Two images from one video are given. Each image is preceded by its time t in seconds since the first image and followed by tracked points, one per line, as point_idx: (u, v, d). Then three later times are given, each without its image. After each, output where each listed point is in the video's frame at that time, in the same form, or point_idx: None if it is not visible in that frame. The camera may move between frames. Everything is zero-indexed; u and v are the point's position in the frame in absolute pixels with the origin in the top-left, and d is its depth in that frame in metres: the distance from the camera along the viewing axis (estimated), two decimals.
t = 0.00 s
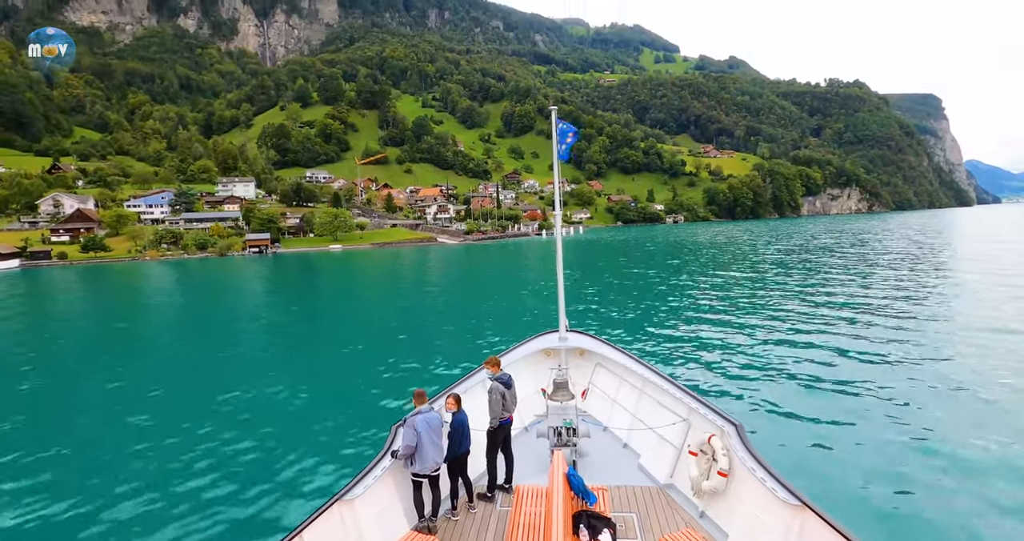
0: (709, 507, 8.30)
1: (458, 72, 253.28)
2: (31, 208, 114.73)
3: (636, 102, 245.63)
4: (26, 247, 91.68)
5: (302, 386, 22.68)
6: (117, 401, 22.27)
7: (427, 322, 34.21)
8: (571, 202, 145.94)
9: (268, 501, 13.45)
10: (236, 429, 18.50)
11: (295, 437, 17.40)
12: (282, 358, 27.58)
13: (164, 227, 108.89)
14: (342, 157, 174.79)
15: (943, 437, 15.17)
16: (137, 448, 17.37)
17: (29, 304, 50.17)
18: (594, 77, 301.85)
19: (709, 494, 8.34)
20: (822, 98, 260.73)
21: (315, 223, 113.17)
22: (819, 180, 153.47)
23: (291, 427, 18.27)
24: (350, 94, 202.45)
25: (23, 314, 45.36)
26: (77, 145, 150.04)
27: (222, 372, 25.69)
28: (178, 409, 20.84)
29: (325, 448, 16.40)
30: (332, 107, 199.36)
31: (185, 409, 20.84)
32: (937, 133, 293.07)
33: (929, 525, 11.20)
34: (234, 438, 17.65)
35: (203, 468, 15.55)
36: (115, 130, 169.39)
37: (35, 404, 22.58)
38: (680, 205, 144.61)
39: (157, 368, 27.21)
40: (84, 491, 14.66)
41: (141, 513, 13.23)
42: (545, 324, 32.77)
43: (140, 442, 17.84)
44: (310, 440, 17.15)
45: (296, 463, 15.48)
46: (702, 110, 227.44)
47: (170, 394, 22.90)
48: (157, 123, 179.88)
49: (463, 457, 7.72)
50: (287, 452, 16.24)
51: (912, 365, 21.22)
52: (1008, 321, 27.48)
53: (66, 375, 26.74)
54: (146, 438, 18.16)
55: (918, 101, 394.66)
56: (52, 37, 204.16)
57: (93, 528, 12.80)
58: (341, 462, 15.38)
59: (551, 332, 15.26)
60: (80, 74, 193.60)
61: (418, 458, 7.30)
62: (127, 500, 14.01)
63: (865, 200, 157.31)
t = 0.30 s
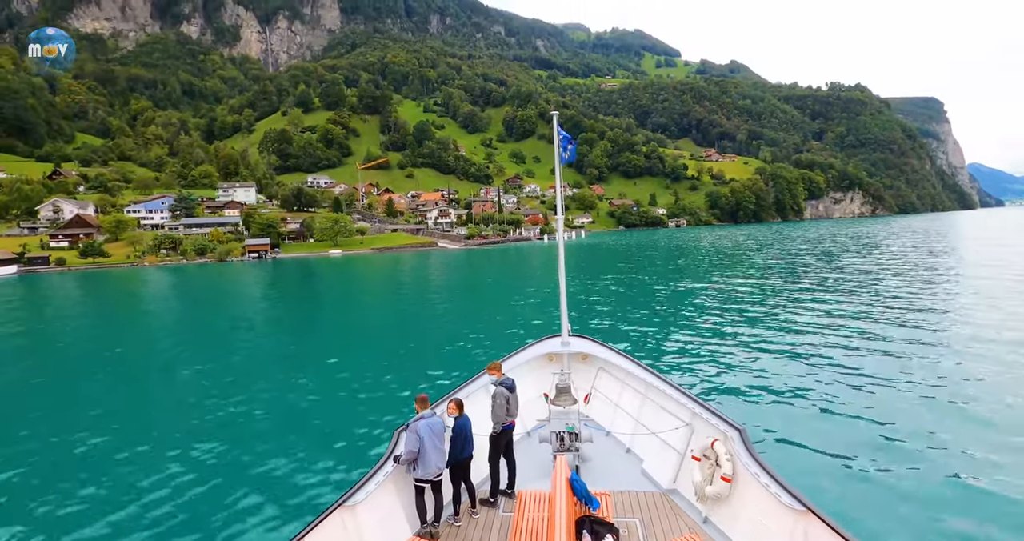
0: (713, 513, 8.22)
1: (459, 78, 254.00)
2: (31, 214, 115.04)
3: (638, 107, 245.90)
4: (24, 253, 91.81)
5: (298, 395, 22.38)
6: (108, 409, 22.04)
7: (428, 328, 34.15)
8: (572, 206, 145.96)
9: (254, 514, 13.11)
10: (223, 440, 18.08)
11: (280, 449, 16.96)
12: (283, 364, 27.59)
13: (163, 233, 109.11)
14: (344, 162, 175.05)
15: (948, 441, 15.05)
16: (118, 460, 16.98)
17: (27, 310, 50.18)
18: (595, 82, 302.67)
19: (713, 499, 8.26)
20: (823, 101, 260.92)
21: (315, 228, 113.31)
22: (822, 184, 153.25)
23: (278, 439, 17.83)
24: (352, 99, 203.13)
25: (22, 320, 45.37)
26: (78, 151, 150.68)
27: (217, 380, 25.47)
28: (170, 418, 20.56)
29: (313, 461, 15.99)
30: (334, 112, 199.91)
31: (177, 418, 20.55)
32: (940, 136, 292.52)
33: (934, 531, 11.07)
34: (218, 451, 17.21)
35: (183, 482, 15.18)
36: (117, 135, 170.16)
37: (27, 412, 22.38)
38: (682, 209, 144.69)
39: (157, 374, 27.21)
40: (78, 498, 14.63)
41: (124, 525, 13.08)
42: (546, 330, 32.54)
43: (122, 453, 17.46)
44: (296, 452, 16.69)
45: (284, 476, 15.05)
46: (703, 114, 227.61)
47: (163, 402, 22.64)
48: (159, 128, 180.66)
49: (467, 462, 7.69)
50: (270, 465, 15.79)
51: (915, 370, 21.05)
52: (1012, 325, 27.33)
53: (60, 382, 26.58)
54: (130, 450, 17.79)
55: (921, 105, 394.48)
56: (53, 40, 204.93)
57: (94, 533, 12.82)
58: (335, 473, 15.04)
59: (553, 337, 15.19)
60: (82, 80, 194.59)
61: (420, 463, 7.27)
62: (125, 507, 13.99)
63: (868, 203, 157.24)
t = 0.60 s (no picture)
0: (717, 518, 8.17)
1: (462, 82, 254.78)
2: (32, 219, 115.41)
3: (640, 111, 246.00)
4: (23, 258, 92.01)
5: (287, 405, 21.87)
6: (92, 421, 21.58)
7: (431, 333, 34.10)
8: (575, 210, 145.82)
9: (238, 529, 12.79)
10: (204, 454, 17.51)
11: (264, 463, 16.50)
12: (284, 369, 27.59)
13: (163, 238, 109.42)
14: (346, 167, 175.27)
15: (952, 445, 14.97)
16: (93, 475, 16.43)
17: (27, 316, 50.32)
18: (597, 86, 302.90)
19: (717, 504, 8.21)
20: (826, 105, 260.97)
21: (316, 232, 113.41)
22: (826, 187, 152.83)
23: (263, 452, 17.35)
24: (354, 104, 203.74)
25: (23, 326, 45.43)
26: (82, 156, 151.45)
27: (219, 385, 25.44)
28: (151, 431, 19.98)
29: (309, 469, 15.83)
30: (336, 116, 200.44)
31: (157, 431, 19.96)
32: (944, 140, 292.01)
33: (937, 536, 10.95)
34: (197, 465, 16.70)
35: (177, 491, 15.04)
36: (120, 140, 170.97)
37: (27, 419, 22.36)
38: (685, 213, 144.55)
39: (158, 379, 27.28)
40: (78, 505, 14.60)
41: (124, 532, 13.02)
42: (547, 336, 31.86)
43: (96, 469, 16.89)
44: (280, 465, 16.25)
45: (262, 493, 14.51)
46: (706, 118, 227.74)
47: (147, 414, 22.10)
48: (162, 133, 181.50)
49: (469, 467, 7.66)
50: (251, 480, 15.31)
51: (920, 374, 21.00)
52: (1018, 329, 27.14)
53: (54, 390, 26.38)
54: (104, 465, 17.17)
55: (924, 109, 394.12)
56: (54, 40, 204.25)
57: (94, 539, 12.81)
58: (317, 491, 14.37)
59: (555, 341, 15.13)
60: (86, 86, 195.73)
61: (424, 467, 7.23)
62: (127, 513, 13.97)
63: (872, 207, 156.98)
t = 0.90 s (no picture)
0: (721, 524, 8.08)
1: (464, 88, 255.75)
2: (32, 225, 115.76)
3: (642, 115, 246.43)
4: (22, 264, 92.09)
5: (267, 419, 21.08)
6: (61, 437, 20.68)
7: (432, 339, 34.09)
8: (577, 215, 145.80)
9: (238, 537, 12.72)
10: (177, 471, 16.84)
11: (241, 477, 16.03)
12: (286, 375, 27.61)
13: (163, 243, 109.64)
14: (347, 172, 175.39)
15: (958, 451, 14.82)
16: (54, 495, 15.69)
17: (27, 322, 50.37)
18: (599, 91, 303.52)
19: (721, 511, 8.13)
20: (829, 109, 261.15)
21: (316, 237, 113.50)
22: (828, 192, 153.02)
23: (243, 467, 16.78)
24: (356, 109, 204.48)
25: (23, 332, 45.48)
26: (85, 162, 152.15)
27: (220, 392, 25.42)
28: (127, 446, 19.32)
29: (312, 475, 15.78)
30: (338, 122, 201.11)
31: (133, 446, 19.26)
32: (946, 144, 292.17)
33: None
34: (168, 481, 16.09)
35: (179, 498, 14.98)
36: (123, 146, 171.69)
37: (28, 426, 22.33)
38: (687, 218, 144.34)
39: (159, 386, 27.26)
40: (80, 512, 14.58)
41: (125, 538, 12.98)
42: (548, 343, 31.59)
43: (73, 484, 16.37)
44: (260, 480, 15.72)
45: (226, 519, 13.64)
46: (708, 123, 228.04)
47: (118, 429, 21.17)
48: (165, 139, 182.29)
49: (471, 473, 7.64)
50: (225, 497, 14.80)
51: (924, 379, 20.86)
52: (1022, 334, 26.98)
53: (50, 398, 26.23)
54: (66, 486, 16.34)
55: (926, 113, 394.54)
56: (50, 36, 201.25)
57: None
58: (295, 514, 13.62)
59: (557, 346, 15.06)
60: (89, 93, 196.92)
61: (429, 473, 7.16)
62: (129, 520, 13.95)
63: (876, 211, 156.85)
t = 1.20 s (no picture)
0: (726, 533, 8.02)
1: (466, 94, 256.83)
2: (32, 231, 116.04)
3: (644, 122, 246.84)
4: (20, 271, 92.11)
5: (263, 429, 20.76)
6: (51, 448, 20.34)
7: (433, 346, 33.92)
8: (580, 221, 145.64)
9: None
10: (160, 486, 16.36)
11: (226, 492, 15.57)
12: (285, 382, 27.46)
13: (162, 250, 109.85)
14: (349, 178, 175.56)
15: (964, 458, 14.71)
16: (40, 509, 15.37)
17: (26, 329, 50.30)
18: (601, 97, 304.30)
19: (725, 519, 8.07)
20: (830, 115, 261.63)
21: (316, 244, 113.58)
22: (832, 197, 153.04)
23: (244, 474, 16.71)
24: (359, 116, 205.32)
25: (22, 340, 45.48)
26: (87, 169, 152.78)
27: (219, 399, 25.31)
28: (128, 454, 19.29)
29: (313, 484, 15.67)
30: (340, 128, 201.94)
31: (135, 454, 19.23)
32: (948, 149, 292.50)
33: None
34: (147, 498, 15.57)
35: (181, 505, 14.96)
36: (125, 153, 172.40)
37: (27, 434, 22.28)
38: (690, 224, 144.11)
39: (157, 393, 27.15)
40: (81, 519, 14.54)
41: None
42: (549, 350, 31.50)
43: (72, 492, 16.29)
44: (260, 488, 15.61)
45: (227, 527, 13.56)
46: (710, 128, 228.47)
47: (100, 443, 20.56)
48: (167, 146, 183.07)
49: (474, 479, 7.61)
50: (226, 506, 14.70)
51: (929, 386, 20.69)
52: None
53: (48, 406, 26.12)
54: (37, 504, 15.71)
55: (928, 118, 395.29)
56: (50, 39, 200.66)
57: None
58: (296, 523, 13.50)
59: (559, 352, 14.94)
60: (93, 100, 198.01)
61: (433, 479, 7.12)
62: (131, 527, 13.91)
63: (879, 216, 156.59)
